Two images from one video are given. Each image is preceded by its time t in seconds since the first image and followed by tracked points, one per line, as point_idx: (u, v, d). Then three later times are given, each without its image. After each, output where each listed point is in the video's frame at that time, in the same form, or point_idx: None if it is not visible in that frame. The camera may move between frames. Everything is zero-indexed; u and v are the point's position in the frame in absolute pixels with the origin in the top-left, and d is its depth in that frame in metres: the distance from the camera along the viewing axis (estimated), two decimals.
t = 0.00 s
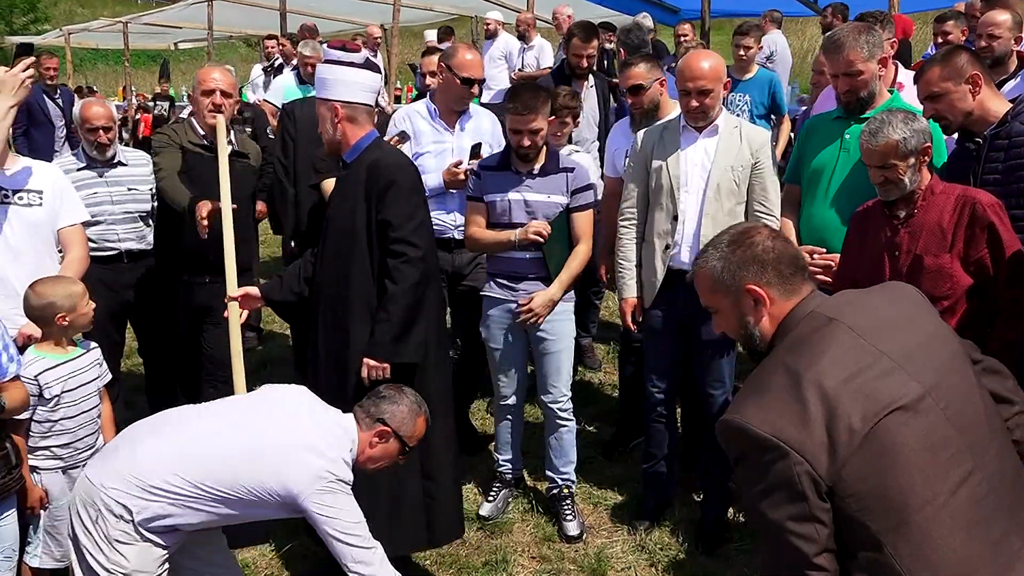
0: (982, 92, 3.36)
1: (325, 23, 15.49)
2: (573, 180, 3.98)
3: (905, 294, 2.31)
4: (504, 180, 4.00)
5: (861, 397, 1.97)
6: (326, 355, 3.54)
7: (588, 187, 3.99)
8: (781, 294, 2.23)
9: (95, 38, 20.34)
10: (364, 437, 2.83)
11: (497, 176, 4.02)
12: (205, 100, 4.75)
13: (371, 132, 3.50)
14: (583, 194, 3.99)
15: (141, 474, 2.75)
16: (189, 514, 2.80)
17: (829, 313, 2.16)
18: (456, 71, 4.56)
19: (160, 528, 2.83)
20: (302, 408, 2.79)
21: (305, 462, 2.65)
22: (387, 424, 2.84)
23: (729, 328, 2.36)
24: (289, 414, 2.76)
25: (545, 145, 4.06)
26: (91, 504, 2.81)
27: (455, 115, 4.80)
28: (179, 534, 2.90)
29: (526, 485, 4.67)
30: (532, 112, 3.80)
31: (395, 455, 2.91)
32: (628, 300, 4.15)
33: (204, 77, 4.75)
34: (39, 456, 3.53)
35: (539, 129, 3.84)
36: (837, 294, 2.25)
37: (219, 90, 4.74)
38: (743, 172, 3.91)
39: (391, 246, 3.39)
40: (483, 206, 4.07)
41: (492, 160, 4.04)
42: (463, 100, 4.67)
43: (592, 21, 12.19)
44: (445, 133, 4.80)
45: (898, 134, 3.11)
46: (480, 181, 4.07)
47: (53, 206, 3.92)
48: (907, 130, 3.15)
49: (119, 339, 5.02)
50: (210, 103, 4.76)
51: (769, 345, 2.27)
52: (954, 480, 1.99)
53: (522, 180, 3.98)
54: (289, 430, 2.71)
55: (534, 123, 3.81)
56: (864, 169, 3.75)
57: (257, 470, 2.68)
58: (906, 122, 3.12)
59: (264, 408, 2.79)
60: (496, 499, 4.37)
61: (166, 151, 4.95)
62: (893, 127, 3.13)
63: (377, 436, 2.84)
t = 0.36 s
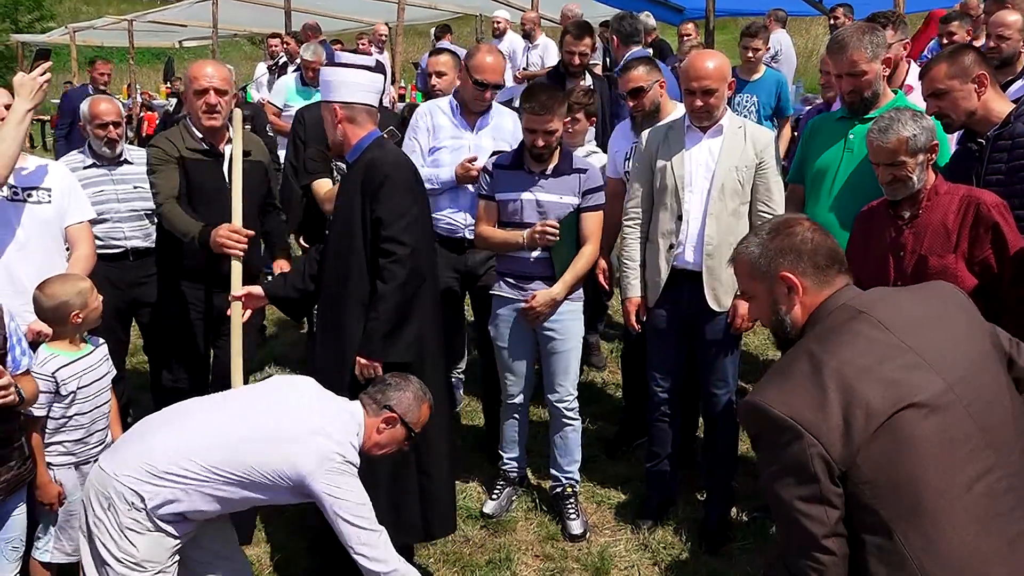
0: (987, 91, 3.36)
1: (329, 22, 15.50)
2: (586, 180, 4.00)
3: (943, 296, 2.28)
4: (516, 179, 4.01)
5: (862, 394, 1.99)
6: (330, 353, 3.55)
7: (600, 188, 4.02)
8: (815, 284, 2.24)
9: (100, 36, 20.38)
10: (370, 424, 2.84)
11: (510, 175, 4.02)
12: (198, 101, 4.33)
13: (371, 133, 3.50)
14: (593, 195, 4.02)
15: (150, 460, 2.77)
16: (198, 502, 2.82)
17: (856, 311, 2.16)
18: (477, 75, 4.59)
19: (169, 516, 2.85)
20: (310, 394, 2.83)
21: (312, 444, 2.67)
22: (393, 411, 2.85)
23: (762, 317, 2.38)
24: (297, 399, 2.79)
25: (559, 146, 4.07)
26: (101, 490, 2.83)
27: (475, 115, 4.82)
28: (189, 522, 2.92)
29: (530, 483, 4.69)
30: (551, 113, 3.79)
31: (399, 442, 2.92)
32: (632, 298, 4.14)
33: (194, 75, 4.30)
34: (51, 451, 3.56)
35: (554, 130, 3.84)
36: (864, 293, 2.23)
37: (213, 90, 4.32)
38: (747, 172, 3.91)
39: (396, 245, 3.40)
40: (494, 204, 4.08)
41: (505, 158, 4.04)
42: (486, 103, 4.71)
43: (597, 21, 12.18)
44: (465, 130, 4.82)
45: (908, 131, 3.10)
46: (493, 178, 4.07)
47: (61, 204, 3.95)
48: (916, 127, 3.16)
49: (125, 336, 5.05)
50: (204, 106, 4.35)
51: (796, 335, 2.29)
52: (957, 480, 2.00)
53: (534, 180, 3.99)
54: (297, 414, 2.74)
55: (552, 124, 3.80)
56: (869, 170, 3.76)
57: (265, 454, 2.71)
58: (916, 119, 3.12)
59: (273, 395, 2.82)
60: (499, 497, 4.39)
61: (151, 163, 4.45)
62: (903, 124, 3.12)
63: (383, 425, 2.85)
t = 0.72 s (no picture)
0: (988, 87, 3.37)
1: (331, 20, 15.49)
2: (591, 178, 4.00)
3: (959, 296, 2.27)
4: (521, 177, 4.00)
5: (861, 391, 2.01)
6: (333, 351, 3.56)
7: (605, 186, 4.02)
8: (824, 283, 2.25)
9: (103, 36, 20.38)
10: (321, 343, 2.92)
11: (516, 172, 4.02)
12: (178, 121, 3.87)
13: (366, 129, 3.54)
14: (598, 193, 4.02)
15: (117, 449, 2.81)
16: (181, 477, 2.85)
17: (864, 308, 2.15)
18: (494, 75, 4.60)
19: (158, 503, 2.87)
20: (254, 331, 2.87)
21: (268, 377, 2.74)
22: (334, 312, 2.89)
23: (776, 317, 2.40)
24: (240, 345, 2.83)
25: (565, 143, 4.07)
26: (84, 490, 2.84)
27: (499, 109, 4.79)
28: (184, 504, 2.94)
29: (532, 481, 4.69)
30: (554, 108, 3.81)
31: (358, 339, 2.96)
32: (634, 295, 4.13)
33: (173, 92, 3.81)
34: (56, 448, 3.57)
35: (558, 126, 3.85)
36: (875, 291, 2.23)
37: (194, 109, 3.85)
38: (749, 169, 3.91)
39: (391, 242, 3.41)
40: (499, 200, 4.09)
41: (511, 155, 4.05)
42: (506, 101, 4.72)
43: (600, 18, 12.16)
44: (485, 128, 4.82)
45: (908, 129, 3.08)
46: (499, 175, 4.08)
47: (65, 202, 3.96)
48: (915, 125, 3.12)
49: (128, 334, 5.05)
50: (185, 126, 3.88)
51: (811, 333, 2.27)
52: (958, 477, 2.00)
53: (539, 177, 3.98)
54: (246, 353, 2.80)
55: (555, 120, 3.81)
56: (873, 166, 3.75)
57: (227, 400, 2.77)
58: (915, 117, 3.08)
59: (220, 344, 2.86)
60: (502, 494, 4.40)
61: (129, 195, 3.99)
62: (902, 122, 3.10)
63: (334, 328, 2.90)
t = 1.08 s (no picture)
0: (988, 77, 3.35)
1: (332, 18, 15.47)
2: (590, 173, 3.99)
3: (935, 332, 2.28)
4: (519, 170, 4.03)
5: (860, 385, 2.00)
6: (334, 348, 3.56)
7: (602, 181, 4.00)
8: (791, 336, 2.37)
9: (103, 36, 20.39)
10: (207, 266, 2.92)
11: (514, 166, 4.04)
12: (171, 116, 3.77)
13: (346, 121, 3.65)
14: (596, 188, 4.00)
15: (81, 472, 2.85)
16: (150, 463, 2.88)
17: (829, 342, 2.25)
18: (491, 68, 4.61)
19: (146, 495, 2.89)
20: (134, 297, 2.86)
21: (164, 331, 2.73)
22: (200, 229, 2.88)
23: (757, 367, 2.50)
24: (131, 312, 2.83)
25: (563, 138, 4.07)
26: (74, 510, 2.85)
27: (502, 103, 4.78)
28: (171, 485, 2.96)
29: (535, 477, 4.69)
30: (547, 95, 3.81)
31: (239, 244, 2.98)
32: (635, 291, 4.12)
33: (167, 85, 3.71)
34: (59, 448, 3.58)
35: (550, 115, 3.83)
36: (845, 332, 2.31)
37: (188, 103, 3.74)
38: (750, 163, 3.90)
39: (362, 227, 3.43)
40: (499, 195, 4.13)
41: (511, 150, 4.07)
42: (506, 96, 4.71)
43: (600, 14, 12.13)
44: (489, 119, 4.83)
45: (907, 124, 3.09)
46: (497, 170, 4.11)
47: (68, 204, 3.96)
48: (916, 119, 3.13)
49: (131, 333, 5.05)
50: (180, 121, 3.78)
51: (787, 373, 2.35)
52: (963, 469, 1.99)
53: (536, 170, 3.99)
54: (137, 322, 2.79)
55: (545, 108, 3.81)
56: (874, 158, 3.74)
57: (138, 372, 2.77)
58: (915, 112, 3.09)
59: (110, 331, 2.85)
60: (505, 491, 4.40)
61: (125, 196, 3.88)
62: (902, 117, 3.10)
63: (210, 244, 2.90)
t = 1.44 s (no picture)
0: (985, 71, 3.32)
1: (331, 16, 15.48)
2: (583, 170, 3.98)
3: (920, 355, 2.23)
4: (514, 167, 4.02)
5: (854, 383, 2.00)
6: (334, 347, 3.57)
7: (597, 178, 3.98)
8: (780, 366, 2.39)
9: (103, 34, 20.39)
10: (148, 242, 2.93)
11: (508, 164, 4.05)
12: (221, 126, 3.38)
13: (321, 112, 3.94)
14: (591, 185, 3.99)
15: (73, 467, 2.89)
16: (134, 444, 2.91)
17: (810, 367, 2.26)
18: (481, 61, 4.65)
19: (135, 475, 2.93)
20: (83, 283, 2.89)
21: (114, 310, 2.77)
22: (137, 207, 2.88)
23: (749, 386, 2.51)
24: (82, 299, 2.86)
25: (558, 135, 4.06)
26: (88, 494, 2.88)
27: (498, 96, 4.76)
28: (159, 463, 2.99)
29: (535, 475, 4.68)
30: (539, 91, 3.80)
31: (179, 218, 2.97)
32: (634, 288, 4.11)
33: (221, 94, 3.35)
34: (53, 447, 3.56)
35: (542, 110, 3.83)
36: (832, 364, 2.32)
37: (242, 115, 3.37)
38: (748, 160, 3.88)
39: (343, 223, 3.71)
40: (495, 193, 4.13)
41: (506, 148, 4.07)
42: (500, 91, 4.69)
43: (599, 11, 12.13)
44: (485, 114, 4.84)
45: (907, 121, 3.07)
46: (492, 168, 4.10)
47: (69, 204, 3.94)
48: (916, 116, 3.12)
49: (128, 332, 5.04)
50: (230, 133, 3.38)
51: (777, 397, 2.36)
52: (962, 469, 1.99)
53: (530, 167, 3.99)
54: (89, 307, 2.83)
55: (536, 103, 3.80)
56: (873, 155, 3.72)
57: (99, 353, 2.81)
58: (915, 108, 3.08)
59: (66, 322, 2.90)
60: (504, 489, 4.41)
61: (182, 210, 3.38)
62: (902, 114, 3.09)
63: (148, 222, 2.91)
